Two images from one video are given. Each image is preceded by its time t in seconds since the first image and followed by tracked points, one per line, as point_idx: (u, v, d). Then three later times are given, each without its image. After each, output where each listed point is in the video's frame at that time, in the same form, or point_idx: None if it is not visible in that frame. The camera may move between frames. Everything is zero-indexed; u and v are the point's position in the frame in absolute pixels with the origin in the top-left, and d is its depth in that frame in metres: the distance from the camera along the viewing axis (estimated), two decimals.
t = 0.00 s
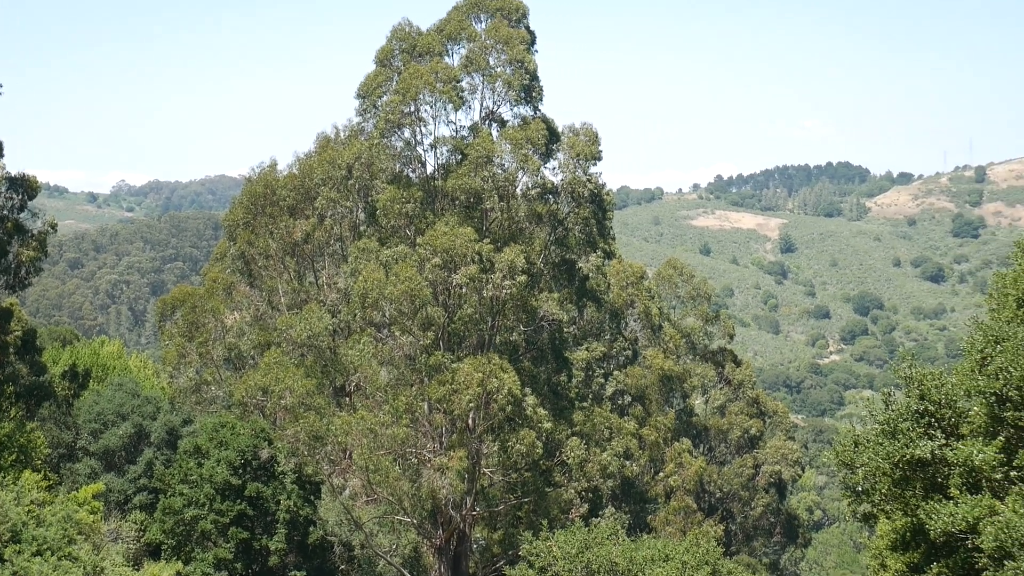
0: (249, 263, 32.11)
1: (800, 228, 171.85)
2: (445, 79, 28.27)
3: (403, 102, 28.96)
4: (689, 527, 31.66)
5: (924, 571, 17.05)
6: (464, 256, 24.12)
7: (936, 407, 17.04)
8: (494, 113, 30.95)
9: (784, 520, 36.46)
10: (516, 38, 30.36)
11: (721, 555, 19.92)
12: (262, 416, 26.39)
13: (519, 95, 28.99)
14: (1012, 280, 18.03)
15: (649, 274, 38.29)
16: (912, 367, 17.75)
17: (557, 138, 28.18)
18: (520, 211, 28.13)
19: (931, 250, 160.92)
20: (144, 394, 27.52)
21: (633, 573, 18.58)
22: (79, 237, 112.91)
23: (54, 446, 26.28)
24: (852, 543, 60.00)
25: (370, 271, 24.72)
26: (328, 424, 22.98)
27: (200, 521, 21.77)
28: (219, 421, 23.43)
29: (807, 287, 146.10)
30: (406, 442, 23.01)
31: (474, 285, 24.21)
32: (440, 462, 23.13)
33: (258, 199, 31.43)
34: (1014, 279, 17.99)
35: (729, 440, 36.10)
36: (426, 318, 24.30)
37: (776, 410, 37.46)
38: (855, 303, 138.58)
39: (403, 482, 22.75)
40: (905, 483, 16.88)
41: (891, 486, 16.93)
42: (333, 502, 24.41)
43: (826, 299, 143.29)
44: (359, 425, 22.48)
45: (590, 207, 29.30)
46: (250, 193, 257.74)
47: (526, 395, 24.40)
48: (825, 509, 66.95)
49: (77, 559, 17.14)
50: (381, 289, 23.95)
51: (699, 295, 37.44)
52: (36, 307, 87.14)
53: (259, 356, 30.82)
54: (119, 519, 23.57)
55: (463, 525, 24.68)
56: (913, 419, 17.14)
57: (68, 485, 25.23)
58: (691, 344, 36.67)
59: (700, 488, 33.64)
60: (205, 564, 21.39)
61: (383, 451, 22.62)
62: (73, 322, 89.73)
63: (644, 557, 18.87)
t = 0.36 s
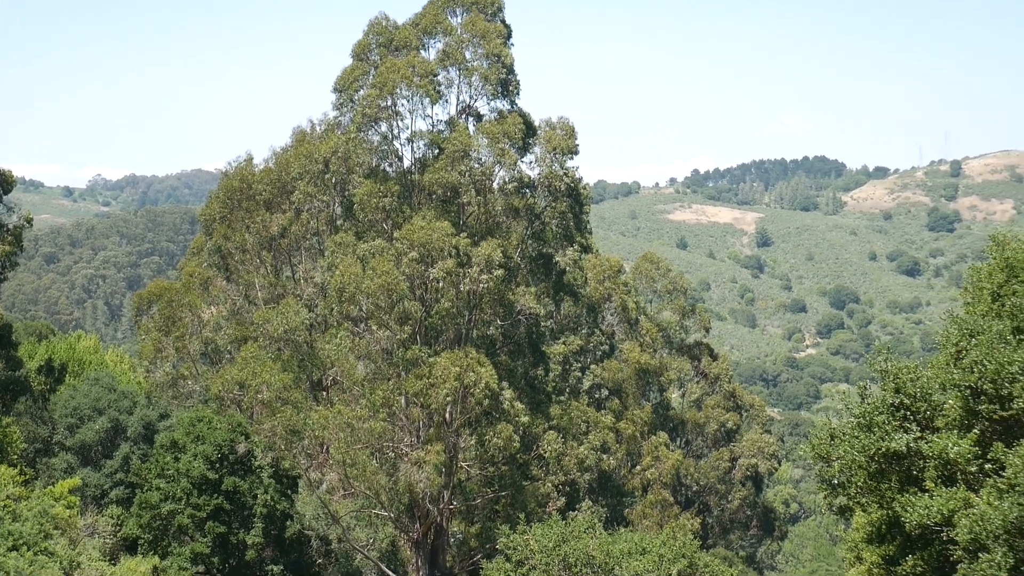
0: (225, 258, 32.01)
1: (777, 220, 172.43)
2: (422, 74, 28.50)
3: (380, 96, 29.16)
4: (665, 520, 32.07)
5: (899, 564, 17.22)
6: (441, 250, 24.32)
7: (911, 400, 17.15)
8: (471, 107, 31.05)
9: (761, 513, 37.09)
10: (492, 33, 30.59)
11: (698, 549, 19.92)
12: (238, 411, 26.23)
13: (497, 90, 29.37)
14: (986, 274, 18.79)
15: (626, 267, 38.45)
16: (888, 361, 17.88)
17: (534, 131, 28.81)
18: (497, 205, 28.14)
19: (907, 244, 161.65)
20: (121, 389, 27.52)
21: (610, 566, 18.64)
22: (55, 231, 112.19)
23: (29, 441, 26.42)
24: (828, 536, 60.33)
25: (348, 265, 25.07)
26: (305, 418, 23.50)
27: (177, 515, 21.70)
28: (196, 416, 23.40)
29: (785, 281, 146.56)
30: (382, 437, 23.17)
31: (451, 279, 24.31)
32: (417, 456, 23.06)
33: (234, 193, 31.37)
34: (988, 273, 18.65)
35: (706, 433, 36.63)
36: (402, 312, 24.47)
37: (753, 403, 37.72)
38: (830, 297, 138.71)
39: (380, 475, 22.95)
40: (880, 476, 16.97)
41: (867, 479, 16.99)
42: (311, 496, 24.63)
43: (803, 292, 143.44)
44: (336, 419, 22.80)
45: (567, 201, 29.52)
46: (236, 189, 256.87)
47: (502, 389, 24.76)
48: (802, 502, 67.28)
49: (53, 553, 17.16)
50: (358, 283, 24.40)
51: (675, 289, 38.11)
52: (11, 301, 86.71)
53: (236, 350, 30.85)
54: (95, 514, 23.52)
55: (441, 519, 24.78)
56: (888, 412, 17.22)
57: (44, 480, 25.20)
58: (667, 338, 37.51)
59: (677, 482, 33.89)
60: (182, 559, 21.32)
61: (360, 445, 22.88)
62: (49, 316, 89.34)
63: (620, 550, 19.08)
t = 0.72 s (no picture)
0: (210, 251, 32.37)
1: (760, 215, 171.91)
2: (407, 66, 28.46)
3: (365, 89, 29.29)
4: (650, 513, 32.21)
5: (883, 557, 17.28)
6: (427, 244, 24.34)
7: (895, 394, 17.19)
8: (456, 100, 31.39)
9: (746, 507, 37.96)
10: (479, 26, 30.72)
11: (682, 542, 19.93)
12: (223, 403, 26.18)
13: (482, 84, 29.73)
14: (971, 268, 19.23)
15: (613, 262, 39.61)
16: (872, 355, 17.97)
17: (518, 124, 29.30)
18: (482, 198, 28.52)
19: (892, 239, 162.35)
20: (105, 381, 27.57)
21: (595, 560, 18.67)
22: (39, 224, 111.54)
23: (13, 434, 26.48)
24: (813, 529, 60.70)
25: (332, 258, 24.89)
26: (290, 410, 23.00)
27: (161, 508, 21.70)
28: (180, 408, 23.27)
29: (768, 275, 146.26)
30: (368, 430, 23.08)
31: (436, 272, 24.34)
32: (402, 449, 23.06)
33: (219, 185, 31.27)
34: (973, 267, 19.07)
35: (691, 427, 37.13)
36: (388, 305, 24.44)
37: (738, 398, 39.01)
38: (816, 292, 139.26)
39: (364, 469, 22.90)
40: (865, 470, 17.02)
41: (852, 473, 17.06)
42: (294, 489, 24.14)
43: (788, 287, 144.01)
44: (321, 412, 22.70)
45: (552, 195, 29.64)
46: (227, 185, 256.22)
47: (487, 382, 24.67)
48: (787, 496, 67.57)
49: (37, 546, 17.18)
50: (343, 276, 24.15)
51: (660, 283, 38.94)
52: None
53: (221, 343, 30.80)
54: (79, 507, 23.62)
55: (426, 512, 24.77)
56: (873, 406, 17.24)
57: (28, 472, 25.23)
58: (652, 332, 37.84)
59: (662, 477, 34.13)
60: (166, 551, 21.31)
61: (346, 438, 22.81)
62: (32, 308, 88.94)
63: (605, 544, 19.21)
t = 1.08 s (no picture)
0: (198, 247, 31.98)
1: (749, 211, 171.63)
2: (396, 63, 28.86)
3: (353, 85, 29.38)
4: (638, 510, 32.37)
5: (870, 552, 17.31)
6: (415, 240, 24.47)
7: (883, 390, 17.27)
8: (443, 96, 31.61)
9: (734, 503, 38.14)
10: (467, 22, 30.92)
11: (671, 537, 19.99)
12: (211, 400, 26.12)
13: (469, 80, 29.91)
14: (959, 264, 19.40)
15: (601, 257, 39.19)
16: (860, 351, 18.03)
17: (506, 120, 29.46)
18: (470, 195, 28.53)
19: (880, 235, 162.85)
20: (93, 377, 27.64)
21: (584, 556, 18.75)
22: (27, 220, 111.30)
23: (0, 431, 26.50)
24: (800, 524, 61.04)
25: (321, 256, 25.21)
26: (278, 407, 23.18)
27: (149, 504, 21.64)
28: (168, 405, 23.30)
29: (756, 271, 147.38)
30: (357, 427, 23.09)
31: (424, 269, 24.47)
32: (390, 445, 23.08)
33: (206, 181, 31.25)
34: (960, 264, 19.25)
35: (680, 423, 37.44)
36: (376, 302, 24.53)
37: (726, 394, 39.19)
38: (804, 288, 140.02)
39: (353, 465, 22.91)
40: (852, 466, 17.03)
41: (839, 469, 17.09)
42: (282, 486, 24.89)
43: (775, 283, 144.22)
44: (308, 408, 22.79)
45: (541, 191, 30.34)
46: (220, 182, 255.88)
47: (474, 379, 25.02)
48: (774, 491, 67.89)
49: (24, 543, 17.22)
50: (331, 273, 24.53)
51: (649, 280, 38.83)
52: None
53: (210, 340, 30.68)
54: (68, 503, 23.66)
55: (414, 508, 24.77)
56: (861, 402, 17.30)
57: (16, 469, 25.20)
58: (641, 328, 38.08)
59: (650, 473, 34.35)
60: (154, 548, 21.28)
61: (334, 434, 22.83)
62: (20, 305, 88.82)
63: (593, 540, 19.23)
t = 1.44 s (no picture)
0: (183, 245, 32.02)
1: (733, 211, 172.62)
2: (382, 62, 28.69)
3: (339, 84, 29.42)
4: (624, 509, 32.24)
5: (855, 552, 17.34)
6: (401, 239, 24.51)
7: (868, 390, 17.31)
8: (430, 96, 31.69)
9: (719, 502, 38.62)
10: (454, 21, 31.10)
11: (654, 538, 20.38)
12: (196, 398, 26.09)
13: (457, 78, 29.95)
14: (943, 265, 19.62)
15: (588, 258, 39.59)
16: (846, 351, 18.06)
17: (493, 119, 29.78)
18: (456, 194, 28.78)
19: (865, 235, 163.28)
20: (78, 375, 27.67)
21: (568, 555, 18.69)
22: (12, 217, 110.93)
23: None
24: (785, 524, 61.17)
25: (306, 254, 25.24)
26: (263, 405, 23.47)
27: (134, 503, 21.63)
28: (152, 404, 23.28)
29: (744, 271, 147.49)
30: (341, 425, 23.23)
31: (410, 268, 24.52)
32: (376, 445, 23.12)
33: (193, 179, 31.25)
34: (944, 264, 19.47)
35: (665, 422, 37.41)
36: (362, 301, 24.54)
37: (712, 394, 39.26)
38: (789, 288, 140.50)
39: (338, 464, 23.02)
40: (837, 466, 17.04)
41: (824, 469, 17.11)
42: (270, 483, 25.16)
43: (762, 283, 144.64)
44: (295, 407, 22.88)
45: (526, 190, 30.51)
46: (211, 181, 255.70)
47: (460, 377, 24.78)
48: (759, 491, 68.03)
49: (8, 542, 17.25)
50: (316, 272, 24.52)
51: (634, 280, 39.27)
52: None
53: (195, 339, 30.56)
54: (52, 502, 23.65)
55: (399, 507, 24.89)
56: (845, 402, 17.33)
57: None
58: (626, 328, 38.07)
59: (636, 473, 34.40)
60: (139, 547, 21.26)
61: (319, 433, 22.93)
62: (4, 303, 88.54)
63: (579, 540, 19.33)
